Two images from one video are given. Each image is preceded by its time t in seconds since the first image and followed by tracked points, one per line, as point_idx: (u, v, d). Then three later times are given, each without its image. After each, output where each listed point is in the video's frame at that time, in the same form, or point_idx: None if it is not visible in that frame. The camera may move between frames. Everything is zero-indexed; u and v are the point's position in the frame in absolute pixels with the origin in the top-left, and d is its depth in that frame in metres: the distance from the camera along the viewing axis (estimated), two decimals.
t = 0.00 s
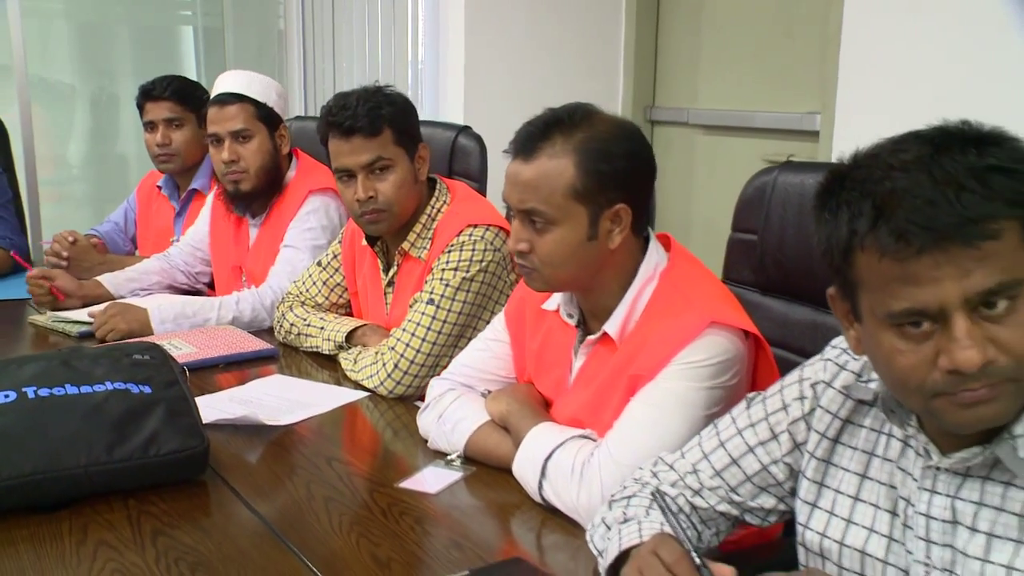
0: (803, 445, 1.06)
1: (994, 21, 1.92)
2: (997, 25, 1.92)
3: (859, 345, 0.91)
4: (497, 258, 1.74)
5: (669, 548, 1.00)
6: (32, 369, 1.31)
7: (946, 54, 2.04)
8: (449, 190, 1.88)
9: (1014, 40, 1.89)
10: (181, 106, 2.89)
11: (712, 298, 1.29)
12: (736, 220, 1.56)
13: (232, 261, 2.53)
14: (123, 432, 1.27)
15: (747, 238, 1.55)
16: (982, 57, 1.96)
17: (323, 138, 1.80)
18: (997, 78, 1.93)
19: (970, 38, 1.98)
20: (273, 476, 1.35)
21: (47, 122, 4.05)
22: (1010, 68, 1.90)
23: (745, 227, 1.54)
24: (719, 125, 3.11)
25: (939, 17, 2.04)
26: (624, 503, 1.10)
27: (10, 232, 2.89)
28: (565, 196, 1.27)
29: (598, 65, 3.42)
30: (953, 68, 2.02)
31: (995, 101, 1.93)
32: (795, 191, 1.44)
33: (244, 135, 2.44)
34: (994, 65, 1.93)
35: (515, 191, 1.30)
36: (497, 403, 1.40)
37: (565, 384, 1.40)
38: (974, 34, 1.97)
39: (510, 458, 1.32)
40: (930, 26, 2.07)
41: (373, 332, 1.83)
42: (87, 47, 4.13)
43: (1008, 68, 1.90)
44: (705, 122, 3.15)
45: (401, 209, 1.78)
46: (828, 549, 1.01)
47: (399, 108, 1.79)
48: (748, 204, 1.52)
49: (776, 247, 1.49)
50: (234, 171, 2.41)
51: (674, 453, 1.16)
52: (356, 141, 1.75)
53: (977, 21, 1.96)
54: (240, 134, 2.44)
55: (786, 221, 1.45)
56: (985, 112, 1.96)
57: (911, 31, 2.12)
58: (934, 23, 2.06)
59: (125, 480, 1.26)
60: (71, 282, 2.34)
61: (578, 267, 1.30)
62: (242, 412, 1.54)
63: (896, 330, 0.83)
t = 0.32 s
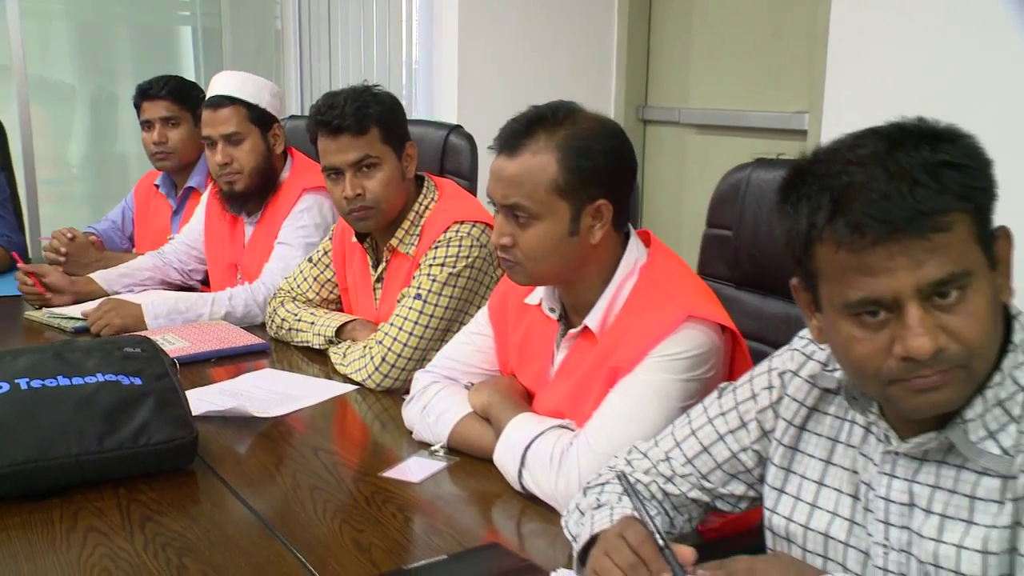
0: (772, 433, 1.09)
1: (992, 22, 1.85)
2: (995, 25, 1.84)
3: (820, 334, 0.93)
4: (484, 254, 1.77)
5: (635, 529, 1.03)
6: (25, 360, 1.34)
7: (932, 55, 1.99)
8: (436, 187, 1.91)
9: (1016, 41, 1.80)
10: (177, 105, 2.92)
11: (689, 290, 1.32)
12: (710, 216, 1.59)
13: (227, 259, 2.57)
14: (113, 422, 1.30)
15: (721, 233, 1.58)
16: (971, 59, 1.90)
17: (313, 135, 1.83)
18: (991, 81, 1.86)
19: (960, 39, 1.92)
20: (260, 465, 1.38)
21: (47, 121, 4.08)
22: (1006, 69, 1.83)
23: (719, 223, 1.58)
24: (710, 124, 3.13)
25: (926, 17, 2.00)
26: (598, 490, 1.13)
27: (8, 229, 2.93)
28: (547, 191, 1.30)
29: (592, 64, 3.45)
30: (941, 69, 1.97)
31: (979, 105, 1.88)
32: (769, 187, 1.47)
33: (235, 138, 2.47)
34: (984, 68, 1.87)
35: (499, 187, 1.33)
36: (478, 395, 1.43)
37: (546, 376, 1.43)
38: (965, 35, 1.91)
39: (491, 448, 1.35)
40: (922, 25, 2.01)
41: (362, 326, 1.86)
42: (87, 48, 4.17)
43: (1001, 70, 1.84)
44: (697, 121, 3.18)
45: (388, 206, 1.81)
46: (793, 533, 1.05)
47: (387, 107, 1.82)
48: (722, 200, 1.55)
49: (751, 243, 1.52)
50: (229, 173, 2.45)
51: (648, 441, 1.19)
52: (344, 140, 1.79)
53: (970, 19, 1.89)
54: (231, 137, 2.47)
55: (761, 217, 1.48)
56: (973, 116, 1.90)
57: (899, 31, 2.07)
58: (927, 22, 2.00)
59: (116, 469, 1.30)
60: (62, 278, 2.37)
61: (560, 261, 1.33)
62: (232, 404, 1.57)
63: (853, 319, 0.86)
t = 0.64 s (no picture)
0: (741, 421, 1.13)
1: (992, 19, 1.85)
2: (994, 24, 1.85)
3: (782, 323, 0.96)
4: (469, 249, 1.81)
5: (599, 514, 1.07)
6: (18, 352, 1.38)
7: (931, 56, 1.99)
8: (423, 183, 1.95)
9: (1016, 40, 1.81)
10: (170, 105, 2.95)
11: (665, 282, 1.35)
12: (686, 212, 1.63)
13: (221, 255, 2.60)
14: (103, 413, 1.34)
15: (697, 228, 1.62)
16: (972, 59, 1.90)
17: (302, 132, 1.87)
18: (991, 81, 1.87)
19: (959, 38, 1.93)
20: (247, 454, 1.41)
21: (44, 119, 4.12)
22: (1006, 69, 1.84)
23: (695, 218, 1.62)
24: (699, 122, 3.16)
25: (919, 19, 2.01)
26: (573, 476, 1.16)
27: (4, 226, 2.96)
28: (541, 179, 1.33)
29: (584, 63, 3.48)
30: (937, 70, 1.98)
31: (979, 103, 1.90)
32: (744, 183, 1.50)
33: (213, 149, 2.48)
34: (983, 66, 1.88)
35: (490, 178, 1.35)
36: (459, 386, 1.46)
37: (527, 368, 1.46)
38: (966, 33, 1.91)
39: (473, 438, 1.38)
40: (919, 26, 2.01)
41: (351, 321, 1.89)
42: (84, 47, 4.21)
43: (1001, 68, 1.84)
44: (686, 119, 3.21)
45: (375, 202, 1.85)
46: (761, 517, 1.08)
47: (374, 105, 1.86)
48: (697, 195, 1.59)
49: (727, 237, 1.56)
50: (208, 180, 2.48)
51: (623, 430, 1.21)
52: (332, 137, 1.82)
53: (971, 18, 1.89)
54: (210, 147, 2.48)
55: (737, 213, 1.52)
56: (975, 114, 1.91)
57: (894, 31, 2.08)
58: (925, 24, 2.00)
59: (107, 457, 1.33)
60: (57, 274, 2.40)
61: (553, 248, 1.36)
62: (220, 396, 1.61)
63: (811, 307, 0.89)
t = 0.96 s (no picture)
0: (711, 409, 1.16)
1: (992, 20, 1.86)
2: (993, 24, 1.86)
3: (745, 312, 0.99)
4: (455, 243, 1.84)
5: (568, 497, 1.09)
6: (10, 344, 1.41)
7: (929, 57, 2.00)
8: (410, 179, 1.98)
9: (1016, 41, 1.82)
10: (161, 104, 2.98)
11: (642, 273, 1.39)
12: (670, 207, 1.67)
13: (213, 251, 2.64)
14: (93, 402, 1.37)
15: (680, 223, 1.66)
16: (971, 59, 1.92)
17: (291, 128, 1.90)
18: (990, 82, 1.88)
19: (959, 37, 1.94)
20: (235, 443, 1.45)
21: (42, 117, 4.16)
22: (1006, 71, 1.85)
23: (678, 213, 1.65)
24: (689, 120, 3.19)
25: (915, 19, 2.02)
26: (548, 462, 1.19)
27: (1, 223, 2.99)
28: (526, 165, 1.38)
29: (576, 62, 3.51)
30: (937, 70, 1.99)
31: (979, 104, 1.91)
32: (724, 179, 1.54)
33: (204, 150, 2.51)
34: (983, 66, 1.90)
35: (476, 171, 1.39)
36: (442, 377, 1.50)
37: (508, 358, 1.49)
38: (965, 33, 1.92)
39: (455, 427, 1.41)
40: (917, 26, 2.02)
41: (339, 315, 1.92)
42: (82, 46, 4.24)
43: (1001, 69, 1.86)
44: (676, 116, 3.24)
45: (363, 198, 1.88)
46: (730, 502, 1.11)
47: (362, 102, 1.89)
48: (680, 191, 1.63)
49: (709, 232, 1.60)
50: (198, 180, 2.52)
51: (599, 418, 1.24)
52: (320, 133, 1.85)
53: (972, 18, 1.91)
54: (201, 149, 2.51)
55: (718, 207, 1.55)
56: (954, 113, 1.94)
57: (891, 31, 2.08)
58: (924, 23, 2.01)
59: (98, 445, 1.36)
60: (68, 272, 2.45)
61: (541, 233, 1.40)
62: (209, 387, 1.64)
63: (770, 296, 0.92)
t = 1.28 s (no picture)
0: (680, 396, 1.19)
1: (992, 19, 1.86)
2: (994, 23, 1.86)
3: (707, 300, 1.02)
4: (439, 238, 1.88)
5: (535, 480, 1.12)
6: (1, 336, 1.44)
7: (924, 56, 2.00)
8: (396, 175, 2.02)
9: (1016, 41, 1.82)
10: (152, 102, 3.01)
11: (617, 266, 1.42)
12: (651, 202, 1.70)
13: (205, 247, 2.67)
14: (81, 392, 1.40)
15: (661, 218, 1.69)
16: (967, 58, 1.91)
17: (278, 124, 1.93)
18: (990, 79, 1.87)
19: (957, 37, 1.93)
20: (220, 433, 1.48)
21: (37, 115, 4.18)
22: (1007, 71, 1.84)
23: (659, 208, 1.68)
24: (676, 117, 3.22)
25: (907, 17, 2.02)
26: (522, 449, 1.22)
27: None
28: (508, 160, 1.40)
29: (566, 61, 3.54)
30: (933, 69, 1.98)
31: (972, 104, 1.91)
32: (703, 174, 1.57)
33: (194, 147, 2.54)
34: (964, 65, 1.92)
35: (459, 165, 1.41)
36: (424, 367, 1.53)
37: (488, 349, 1.52)
38: (965, 31, 1.91)
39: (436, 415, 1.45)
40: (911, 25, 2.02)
41: (326, 308, 1.96)
42: (77, 44, 4.26)
43: (1001, 69, 1.85)
44: (664, 113, 3.26)
45: (348, 193, 1.92)
46: (696, 486, 1.14)
47: (349, 99, 1.92)
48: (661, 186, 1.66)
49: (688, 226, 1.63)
50: (188, 176, 2.56)
51: (573, 406, 1.27)
52: (307, 130, 1.89)
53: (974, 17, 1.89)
54: (191, 146, 2.54)
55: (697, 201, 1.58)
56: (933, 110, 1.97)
57: (884, 30, 2.07)
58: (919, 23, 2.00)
59: (85, 434, 1.40)
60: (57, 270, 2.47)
61: (524, 225, 1.43)
62: (196, 378, 1.67)
63: (729, 284, 0.95)
